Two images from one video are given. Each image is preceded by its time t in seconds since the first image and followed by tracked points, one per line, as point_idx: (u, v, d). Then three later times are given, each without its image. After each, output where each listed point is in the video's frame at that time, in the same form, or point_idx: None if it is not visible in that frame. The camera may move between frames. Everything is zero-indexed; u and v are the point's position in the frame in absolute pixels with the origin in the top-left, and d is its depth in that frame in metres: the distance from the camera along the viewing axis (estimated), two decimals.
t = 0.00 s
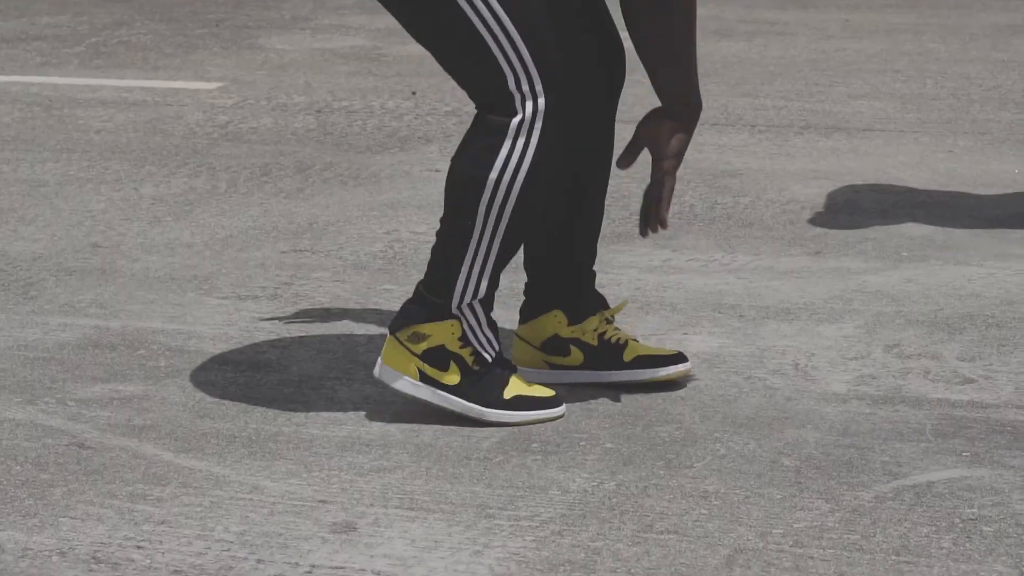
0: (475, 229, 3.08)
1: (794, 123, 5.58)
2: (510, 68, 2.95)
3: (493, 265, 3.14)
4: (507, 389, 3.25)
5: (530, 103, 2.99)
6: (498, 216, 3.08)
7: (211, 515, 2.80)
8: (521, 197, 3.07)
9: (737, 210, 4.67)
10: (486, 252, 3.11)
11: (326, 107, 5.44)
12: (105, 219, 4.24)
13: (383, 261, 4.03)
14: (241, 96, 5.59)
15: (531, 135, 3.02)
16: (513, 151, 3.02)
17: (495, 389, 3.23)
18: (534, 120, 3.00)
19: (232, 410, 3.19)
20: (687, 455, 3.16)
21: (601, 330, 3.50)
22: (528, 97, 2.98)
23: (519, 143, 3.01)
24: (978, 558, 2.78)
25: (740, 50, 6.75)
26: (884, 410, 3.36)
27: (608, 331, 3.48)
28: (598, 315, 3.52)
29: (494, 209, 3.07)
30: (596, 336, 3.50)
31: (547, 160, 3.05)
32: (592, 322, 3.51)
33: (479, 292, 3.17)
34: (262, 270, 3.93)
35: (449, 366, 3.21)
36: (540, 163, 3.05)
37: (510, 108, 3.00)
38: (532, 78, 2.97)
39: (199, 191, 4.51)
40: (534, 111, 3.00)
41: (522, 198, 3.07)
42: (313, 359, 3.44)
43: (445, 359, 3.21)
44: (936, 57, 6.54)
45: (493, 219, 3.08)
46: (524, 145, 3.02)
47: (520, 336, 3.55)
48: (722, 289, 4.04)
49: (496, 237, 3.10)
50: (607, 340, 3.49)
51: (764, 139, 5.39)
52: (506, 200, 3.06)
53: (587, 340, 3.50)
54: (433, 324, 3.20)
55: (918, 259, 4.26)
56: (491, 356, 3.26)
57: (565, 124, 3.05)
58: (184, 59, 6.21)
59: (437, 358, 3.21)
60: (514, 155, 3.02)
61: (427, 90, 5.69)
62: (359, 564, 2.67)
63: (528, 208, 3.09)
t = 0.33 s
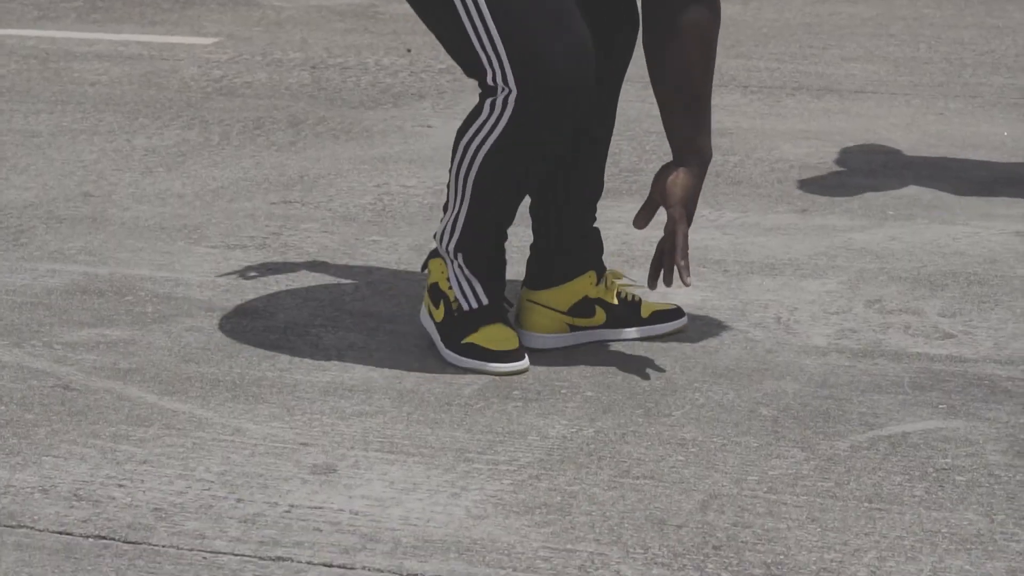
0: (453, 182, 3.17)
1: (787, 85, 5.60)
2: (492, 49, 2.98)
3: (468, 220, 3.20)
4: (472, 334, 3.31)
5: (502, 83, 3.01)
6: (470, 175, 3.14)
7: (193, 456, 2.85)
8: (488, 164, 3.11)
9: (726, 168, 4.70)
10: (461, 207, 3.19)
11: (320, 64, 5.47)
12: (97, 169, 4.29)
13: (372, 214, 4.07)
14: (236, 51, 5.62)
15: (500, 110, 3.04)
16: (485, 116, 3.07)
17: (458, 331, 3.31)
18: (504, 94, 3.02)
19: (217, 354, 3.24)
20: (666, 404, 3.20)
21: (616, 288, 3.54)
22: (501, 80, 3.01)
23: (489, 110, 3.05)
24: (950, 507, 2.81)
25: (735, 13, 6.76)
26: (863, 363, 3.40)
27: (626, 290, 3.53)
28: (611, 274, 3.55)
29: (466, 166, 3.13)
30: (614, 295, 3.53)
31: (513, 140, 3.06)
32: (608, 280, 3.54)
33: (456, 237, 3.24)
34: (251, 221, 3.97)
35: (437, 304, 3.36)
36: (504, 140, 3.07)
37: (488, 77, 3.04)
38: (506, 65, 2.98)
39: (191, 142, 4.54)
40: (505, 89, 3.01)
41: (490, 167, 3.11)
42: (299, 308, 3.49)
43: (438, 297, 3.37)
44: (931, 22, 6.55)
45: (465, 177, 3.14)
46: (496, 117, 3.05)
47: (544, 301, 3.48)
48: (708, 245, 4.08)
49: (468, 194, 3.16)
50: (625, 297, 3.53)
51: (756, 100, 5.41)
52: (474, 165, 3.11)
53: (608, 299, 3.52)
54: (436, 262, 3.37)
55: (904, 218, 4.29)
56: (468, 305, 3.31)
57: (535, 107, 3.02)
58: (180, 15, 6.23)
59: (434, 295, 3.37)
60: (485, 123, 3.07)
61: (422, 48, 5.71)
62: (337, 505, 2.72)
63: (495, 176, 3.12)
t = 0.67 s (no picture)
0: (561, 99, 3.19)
1: (809, 75, 5.61)
2: None
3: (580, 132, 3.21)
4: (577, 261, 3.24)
5: None
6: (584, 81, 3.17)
7: (203, 426, 2.91)
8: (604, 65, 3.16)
9: (744, 155, 4.72)
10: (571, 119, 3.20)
11: (345, 47, 5.52)
12: (120, 147, 4.37)
13: (390, 194, 4.11)
14: (262, 34, 5.68)
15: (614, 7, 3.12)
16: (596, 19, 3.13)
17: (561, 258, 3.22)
18: None
19: (231, 329, 3.31)
20: (673, 384, 3.23)
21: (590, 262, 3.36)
22: None
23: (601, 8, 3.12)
24: (950, 487, 2.86)
25: (760, 3, 6.76)
26: (871, 347, 3.45)
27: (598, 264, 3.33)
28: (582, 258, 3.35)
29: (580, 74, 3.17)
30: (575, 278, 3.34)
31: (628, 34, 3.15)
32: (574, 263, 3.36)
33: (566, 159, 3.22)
34: (270, 200, 4.03)
35: (530, 241, 3.24)
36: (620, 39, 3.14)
37: None
38: None
39: (213, 122, 4.61)
40: None
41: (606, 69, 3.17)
42: (313, 285, 3.55)
43: (531, 236, 3.25)
44: (956, 16, 6.54)
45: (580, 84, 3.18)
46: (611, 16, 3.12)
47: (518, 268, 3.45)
48: (723, 230, 4.11)
49: (589, 95, 3.18)
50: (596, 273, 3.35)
51: (777, 89, 5.43)
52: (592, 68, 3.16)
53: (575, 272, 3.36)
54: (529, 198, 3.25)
55: (919, 207, 4.32)
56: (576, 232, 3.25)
57: None
58: None
59: (524, 234, 3.24)
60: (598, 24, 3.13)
61: (447, 33, 5.74)
62: (343, 476, 2.77)
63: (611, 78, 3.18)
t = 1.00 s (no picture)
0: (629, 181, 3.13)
1: (799, 101, 5.64)
2: (594, 20, 3.02)
3: (666, 190, 3.13)
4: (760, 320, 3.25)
5: (618, 43, 3.04)
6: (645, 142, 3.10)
7: (188, 446, 2.93)
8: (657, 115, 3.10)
9: (732, 180, 4.75)
10: (651, 183, 3.12)
11: (338, 72, 5.55)
12: (111, 170, 4.40)
13: (379, 217, 4.13)
14: (256, 59, 5.71)
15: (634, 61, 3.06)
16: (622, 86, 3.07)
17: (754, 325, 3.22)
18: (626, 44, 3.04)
19: (218, 350, 3.33)
20: (658, 406, 3.24)
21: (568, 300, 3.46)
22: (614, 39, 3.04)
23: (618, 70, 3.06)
24: (931, 509, 2.87)
25: (752, 30, 6.81)
26: (856, 369, 3.47)
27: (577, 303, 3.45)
28: (571, 287, 3.47)
29: (635, 140, 3.10)
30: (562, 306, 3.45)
31: (659, 71, 3.08)
32: (561, 290, 3.47)
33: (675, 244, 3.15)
34: (260, 222, 4.05)
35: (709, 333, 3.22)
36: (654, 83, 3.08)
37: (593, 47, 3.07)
38: (619, 23, 3.01)
39: (205, 146, 4.64)
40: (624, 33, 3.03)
41: (659, 115, 3.10)
42: (301, 307, 3.57)
43: (700, 331, 3.23)
44: (947, 43, 6.58)
45: (642, 148, 3.10)
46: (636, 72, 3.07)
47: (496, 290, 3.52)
48: (710, 254, 4.13)
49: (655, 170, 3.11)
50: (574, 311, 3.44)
51: (767, 115, 5.46)
52: (644, 125, 3.09)
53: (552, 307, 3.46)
54: (676, 303, 3.22)
55: (905, 232, 4.34)
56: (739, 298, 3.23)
57: (663, 28, 3.04)
58: (202, 23, 6.35)
59: (692, 333, 3.23)
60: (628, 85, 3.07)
61: (439, 59, 5.77)
62: (327, 496, 2.78)
63: (669, 118, 3.11)
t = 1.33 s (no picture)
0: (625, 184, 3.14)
1: (790, 107, 5.66)
2: (603, 20, 3.03)
3: (661, 196, 3.14)
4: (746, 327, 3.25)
5: (625, 43, 3.05)
6: (643, 146, 3.11)
7: (178, 449, 2.94)
8: (656, 120, 3.11)
9: (723, 185, 4.77)
10: (646, 188, 3.13)
11: (330, 78, 5.56)
12: (103, 175, 4.41)
13: (370, 222, 4.14)
14: (248, 65, 5.73)
15: (637, 64, 3.07)
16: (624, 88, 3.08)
17: (739, 332, 3.22)
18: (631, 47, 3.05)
19: (208, 354, 3.34)
20: (646, 410, 3.25)
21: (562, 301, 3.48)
22: (621, 40, 3.05)
23: (622, 72, 3.07)
24: (918, 512, 2.88)
25: (744, 37, 6.83)
26: (844, 374, 3.48)
27: (570, 305, 3.46)
28: (565, 289, 3.49)
29: (635, 144, 3.10)
30: (554, 307, 3.47)
31: (660, 74, 3.10)
32: (556, 291, 3.49)
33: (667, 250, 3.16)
34: (251, 227, 4.06)
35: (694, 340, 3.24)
36: (656, 88, 3.09)
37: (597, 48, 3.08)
38: (627, 23, 3.03)
39: (196, 151, 4.65)
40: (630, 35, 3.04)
41: (659, 120, 3.11)
42: (291, 312, 3.58)
43: (686, 337, 3.24)
44: (938, 50, 6.59)
45: (639, 152, 3.11)
46: (639, 76, 3.08)
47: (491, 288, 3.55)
48: (700, 259, 4.14)
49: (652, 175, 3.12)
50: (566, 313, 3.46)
51: (758, 122, 5.48)
52: (644, 129, 3.10)
53: (545, 307, 3.48)
54: (661, 309, 3.23)
55: (895, 237, 4.36)
56: (725, 305, 3.24)
57: (663, 28, 3.06)
58: (194, 29, 6.36)
59: (678, 340, 3.24)
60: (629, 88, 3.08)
61: (431, 65, 5.79)
62: (316, 499, 2.79)
63: (667, 124, 3.13)
